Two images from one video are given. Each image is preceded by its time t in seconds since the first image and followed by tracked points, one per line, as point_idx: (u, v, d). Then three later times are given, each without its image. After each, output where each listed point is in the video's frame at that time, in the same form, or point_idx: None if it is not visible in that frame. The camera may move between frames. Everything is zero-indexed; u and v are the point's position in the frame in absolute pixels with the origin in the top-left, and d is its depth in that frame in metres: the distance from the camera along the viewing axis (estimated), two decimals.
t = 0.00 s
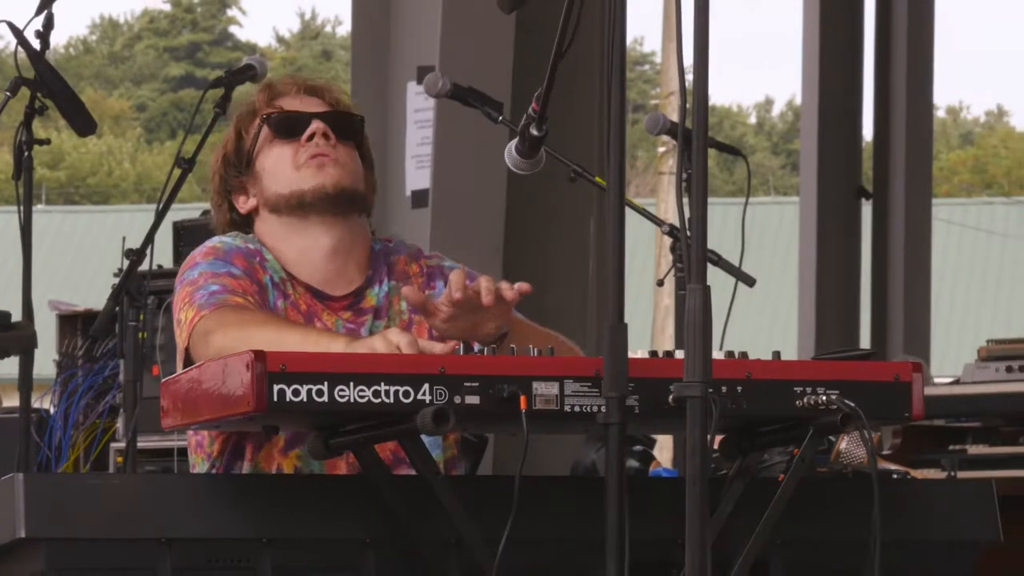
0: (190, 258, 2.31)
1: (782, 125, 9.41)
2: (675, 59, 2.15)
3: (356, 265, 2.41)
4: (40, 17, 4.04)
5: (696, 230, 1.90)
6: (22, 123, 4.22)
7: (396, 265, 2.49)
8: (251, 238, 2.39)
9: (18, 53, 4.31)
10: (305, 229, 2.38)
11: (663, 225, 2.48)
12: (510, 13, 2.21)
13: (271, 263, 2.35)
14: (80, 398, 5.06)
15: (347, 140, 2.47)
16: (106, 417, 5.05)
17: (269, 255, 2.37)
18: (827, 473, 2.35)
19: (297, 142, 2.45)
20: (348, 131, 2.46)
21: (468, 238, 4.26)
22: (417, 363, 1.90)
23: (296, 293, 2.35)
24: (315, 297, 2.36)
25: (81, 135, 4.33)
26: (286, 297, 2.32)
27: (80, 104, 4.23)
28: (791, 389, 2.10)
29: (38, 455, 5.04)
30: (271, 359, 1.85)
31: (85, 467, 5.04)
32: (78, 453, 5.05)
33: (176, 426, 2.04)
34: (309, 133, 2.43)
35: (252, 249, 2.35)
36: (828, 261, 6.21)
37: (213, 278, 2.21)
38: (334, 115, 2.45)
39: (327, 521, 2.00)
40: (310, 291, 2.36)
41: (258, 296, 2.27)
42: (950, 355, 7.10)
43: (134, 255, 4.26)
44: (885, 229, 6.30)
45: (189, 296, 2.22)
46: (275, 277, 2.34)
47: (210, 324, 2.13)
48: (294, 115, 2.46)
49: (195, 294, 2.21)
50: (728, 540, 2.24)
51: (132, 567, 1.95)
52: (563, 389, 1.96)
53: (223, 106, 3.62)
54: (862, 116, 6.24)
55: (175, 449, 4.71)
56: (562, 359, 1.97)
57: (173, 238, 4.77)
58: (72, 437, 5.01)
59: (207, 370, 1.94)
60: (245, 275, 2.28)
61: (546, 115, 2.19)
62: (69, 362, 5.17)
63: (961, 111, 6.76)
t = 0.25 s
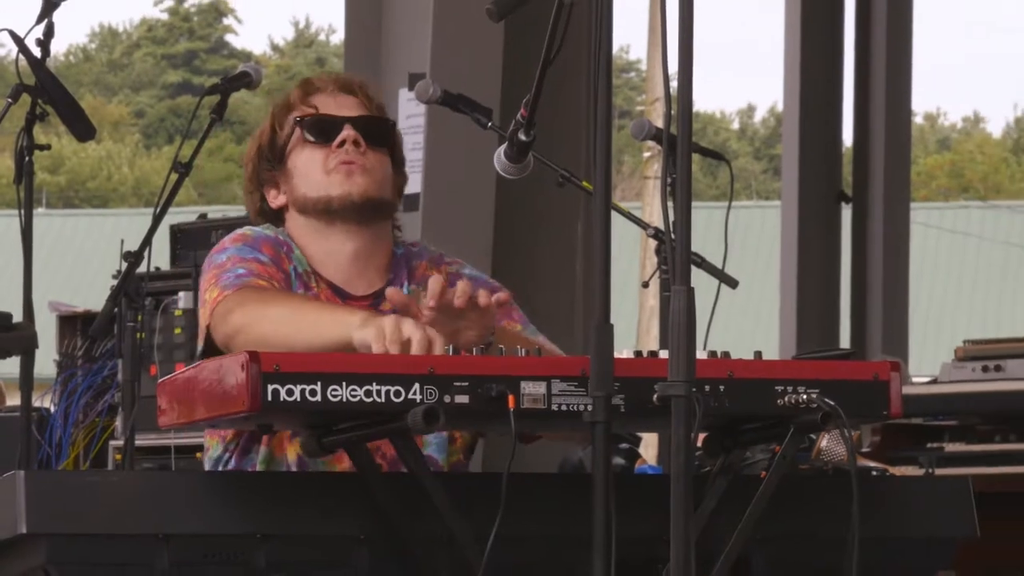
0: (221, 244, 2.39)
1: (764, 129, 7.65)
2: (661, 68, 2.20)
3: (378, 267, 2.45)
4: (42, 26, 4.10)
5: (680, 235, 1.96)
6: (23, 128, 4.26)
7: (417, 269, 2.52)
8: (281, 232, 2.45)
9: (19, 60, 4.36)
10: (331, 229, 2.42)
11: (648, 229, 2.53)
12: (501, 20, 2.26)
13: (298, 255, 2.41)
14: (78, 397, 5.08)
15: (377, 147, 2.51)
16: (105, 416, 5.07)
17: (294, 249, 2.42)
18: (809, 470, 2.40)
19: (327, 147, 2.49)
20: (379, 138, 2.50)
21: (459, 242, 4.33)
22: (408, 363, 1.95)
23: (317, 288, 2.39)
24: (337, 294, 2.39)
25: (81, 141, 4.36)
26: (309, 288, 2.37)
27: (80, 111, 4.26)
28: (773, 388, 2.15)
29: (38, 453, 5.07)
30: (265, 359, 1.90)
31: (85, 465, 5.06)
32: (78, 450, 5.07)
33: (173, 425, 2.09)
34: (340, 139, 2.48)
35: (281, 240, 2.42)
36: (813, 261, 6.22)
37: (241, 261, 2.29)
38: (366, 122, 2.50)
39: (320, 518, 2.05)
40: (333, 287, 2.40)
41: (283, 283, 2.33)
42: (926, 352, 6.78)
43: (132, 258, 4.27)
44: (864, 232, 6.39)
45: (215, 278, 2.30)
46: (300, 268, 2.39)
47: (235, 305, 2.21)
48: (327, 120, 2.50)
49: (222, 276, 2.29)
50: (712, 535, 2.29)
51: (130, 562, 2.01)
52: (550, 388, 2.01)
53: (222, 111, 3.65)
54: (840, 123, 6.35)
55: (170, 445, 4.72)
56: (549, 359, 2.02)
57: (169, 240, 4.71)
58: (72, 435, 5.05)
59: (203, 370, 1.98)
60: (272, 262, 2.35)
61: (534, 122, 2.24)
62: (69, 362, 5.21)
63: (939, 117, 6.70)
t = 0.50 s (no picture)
0: (245, 247, 2.45)
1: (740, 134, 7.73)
2: (637, 75, 2.28)
3: (398, 275, 2.47)
4: (36, 34, 4.29)
5: (655, 235, 2.03)
6: (20, 133, 4.31)
7: (436, 280, 2.52)
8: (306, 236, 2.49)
9: (16, 67, 4.42)
10: (355, 235, 2.46)
11: (625, 231, 2.60)
12: (481, 29, 2.33)
13: (319, 262, 2.45)
14: (73, 393, 5.30)
15: (404, 157, 2.55)
16: (97, 412, 5.29)
17: (318, 254, 2.46)
18: (780, 463, 2.47)
19: (356, 153, 2.53)
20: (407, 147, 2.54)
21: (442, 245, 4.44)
22: (394, 361, 2.02)
23: (337, 292, 2.43)
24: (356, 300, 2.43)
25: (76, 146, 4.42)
26: (326, 294, 2.41)
27: (76, 118, 4.30)
28: (747, 385, 2.23)
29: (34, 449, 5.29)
30: (254, 357, 1.96)
31: (78, 459, 5.27)
32: (72, 446, 5.29)
33: (164, 421, 2.16)
34: (368, 146, 2.52)
35: (304, 245, 2.46)
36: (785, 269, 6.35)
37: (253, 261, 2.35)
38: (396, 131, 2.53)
39: (305, 511, 2.12)
40: (353, 294, 2.43)
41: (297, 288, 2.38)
42: (895, 353, 7.11)
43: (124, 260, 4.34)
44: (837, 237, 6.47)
45: (230, 278, 2.36)
46: (320, 274, 2.43)
47: (250, 305, 2.27)
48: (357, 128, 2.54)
49: (236, 277, 2.35)
50: (687, 528, 2.36)
51: (122, 554, 2.07)
52: (531, 385, 2.07)
53: (212, 117, 3.71)
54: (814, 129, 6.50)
55: (162, 441, 4.98)
56: (530, 356, 2.08)
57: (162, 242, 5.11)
58: (66, 430, 5.28)
59: (194, 367, 2.05)
60: (288, 266, 2.40)
61: (515, 127, 2.31)
62: (65, 359, 5.44)
63: (906, 122, 6.86)
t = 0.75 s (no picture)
0: (258, 239, 2.48)
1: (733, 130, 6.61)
2: (618, 82, 2.34)
3: (406, 276, 2.53)
4: (32, 42, 4.31)
5: (635, 240, 2.09)
6: (15, 140, 4.38)
7: (442, 285, 2.58)
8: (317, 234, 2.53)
9: (13, 77, 4.47)
10: (365, 235, 2.50)
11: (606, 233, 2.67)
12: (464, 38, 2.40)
13: (330, 258, 2.50)
14: (69, 391, 5.40)
15: (419, 162, 2.58)
16: (92, 411, 5.40)
17: (328, 251, 2.51)
18: (757, 460, 2.54)
19: (371, 156, 2.57)
20: (421, 152, 2.57)
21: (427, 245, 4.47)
22: (382, 360, 2.08)
23: (345, 290, 2.48)
24: (363, 297, 2.48)
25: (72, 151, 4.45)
26: (335, 291, 2.45)
27: (71, 124, 4.35)
28: (725, 385, 2.29)
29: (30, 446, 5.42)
30: (245, 356, 2.02)
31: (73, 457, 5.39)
32: (67, 443, 5.41)
33: (158, 418, 2.22)
34: (383, 150, 2.56)
35: (315, 242, 2.50)
36: (760, 272, 6.40)
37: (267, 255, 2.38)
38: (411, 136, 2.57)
39: (293, 505, 2.18)
40: (360, 291, 2.48)
41: (309, 284, 2.42)
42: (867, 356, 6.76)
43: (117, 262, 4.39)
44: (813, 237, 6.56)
45: (243, 270, 2.39)
46: (330, 271, 2.48)
47: (265, 297, 2.30)
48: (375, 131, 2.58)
49: (249, 269, 2.39)
50: (665, 524, 2.42)
51: (113, 549, 2.12)
52: (515, 384, 2.14)
53: (204, 124, 3.75)
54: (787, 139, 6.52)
55: (155, 438, 5.06)
56: (514, 357, 2.15)
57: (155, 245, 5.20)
58: (61, 428, 5.39)
59: (188, 366, 2.11)
60: (301, 262, 2.43)
61: (499, 133, 2.38)
62: (60, 359, 5.54)
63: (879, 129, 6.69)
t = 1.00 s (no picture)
0: (237, 247, 2.49)
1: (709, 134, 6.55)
2: (590, 88, 2.42)
3: (382, 276, 2.54)
4: (19, 51, 4.32)
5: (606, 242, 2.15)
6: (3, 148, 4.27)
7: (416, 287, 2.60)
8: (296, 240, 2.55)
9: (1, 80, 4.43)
10: (339, 236, 2.52)
11: (578, 236, 2.72)
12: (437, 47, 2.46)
13: (307, 264, 2.51)
14: (53, 390, 5.54)
15: (389, 164, 2.59)
16: (77, 408, 5.51)
17: (305, 255, 2.52)
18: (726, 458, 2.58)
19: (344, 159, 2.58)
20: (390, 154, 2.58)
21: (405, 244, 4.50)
22: (360, 359, 2.14)
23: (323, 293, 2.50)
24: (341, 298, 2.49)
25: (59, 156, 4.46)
26: (313, 297, 2.47)
27: (57, 128, 4.39)
28: (695, 383, 2.31)
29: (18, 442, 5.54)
30: (227, 355, 2.07)
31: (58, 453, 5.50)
32: (54, 440, 5.52)
33: (142, 416, 2.28)
34: (355, 154, 2.57)
35: (293, 249, 2.52)
36: (729, 274, 6.11)
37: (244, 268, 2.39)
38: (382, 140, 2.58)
39: (272, 499, 2.23)
40: (337, 292, 2.50)
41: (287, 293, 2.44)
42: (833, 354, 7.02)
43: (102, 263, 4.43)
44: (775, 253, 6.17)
45: (221, 281, 2.41)
46: (307, 276, 2.50)
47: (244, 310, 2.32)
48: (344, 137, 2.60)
49: (226, 280, 2.40)
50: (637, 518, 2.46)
51: (97, 543, 2.16)
52: (490, 382, 2.18)
53: (187, 127, 3.79)
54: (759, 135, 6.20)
55: (139, 436, 5.11)
56: (489, 355, 2.19)
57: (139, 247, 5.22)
58: (48, 425, 5.50)
59: (171, 365, 2.16)
60: (278, 270, 2.45)
61: (474, 138, 2.43)
62: (47, 358, 5.63)
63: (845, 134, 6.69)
